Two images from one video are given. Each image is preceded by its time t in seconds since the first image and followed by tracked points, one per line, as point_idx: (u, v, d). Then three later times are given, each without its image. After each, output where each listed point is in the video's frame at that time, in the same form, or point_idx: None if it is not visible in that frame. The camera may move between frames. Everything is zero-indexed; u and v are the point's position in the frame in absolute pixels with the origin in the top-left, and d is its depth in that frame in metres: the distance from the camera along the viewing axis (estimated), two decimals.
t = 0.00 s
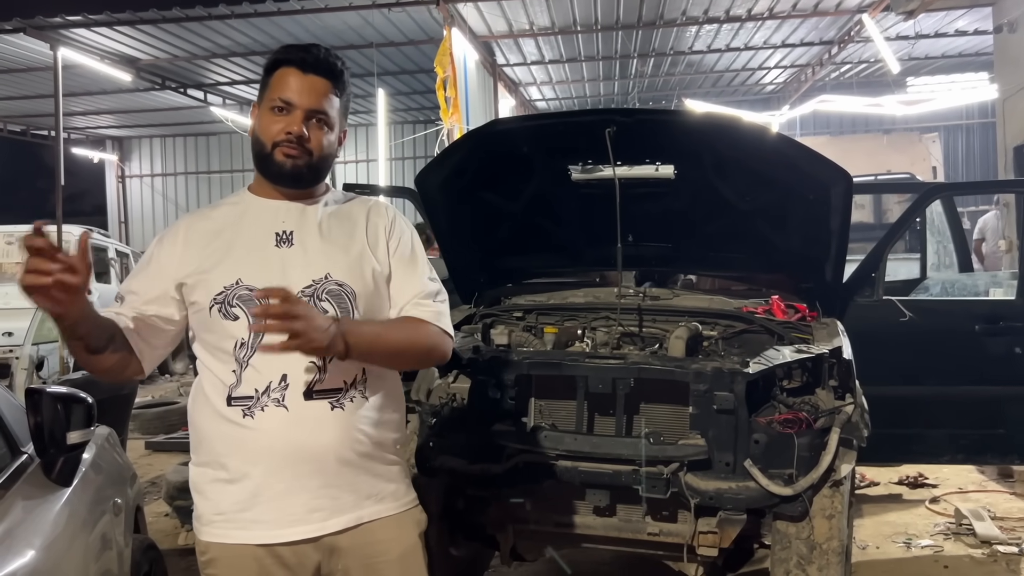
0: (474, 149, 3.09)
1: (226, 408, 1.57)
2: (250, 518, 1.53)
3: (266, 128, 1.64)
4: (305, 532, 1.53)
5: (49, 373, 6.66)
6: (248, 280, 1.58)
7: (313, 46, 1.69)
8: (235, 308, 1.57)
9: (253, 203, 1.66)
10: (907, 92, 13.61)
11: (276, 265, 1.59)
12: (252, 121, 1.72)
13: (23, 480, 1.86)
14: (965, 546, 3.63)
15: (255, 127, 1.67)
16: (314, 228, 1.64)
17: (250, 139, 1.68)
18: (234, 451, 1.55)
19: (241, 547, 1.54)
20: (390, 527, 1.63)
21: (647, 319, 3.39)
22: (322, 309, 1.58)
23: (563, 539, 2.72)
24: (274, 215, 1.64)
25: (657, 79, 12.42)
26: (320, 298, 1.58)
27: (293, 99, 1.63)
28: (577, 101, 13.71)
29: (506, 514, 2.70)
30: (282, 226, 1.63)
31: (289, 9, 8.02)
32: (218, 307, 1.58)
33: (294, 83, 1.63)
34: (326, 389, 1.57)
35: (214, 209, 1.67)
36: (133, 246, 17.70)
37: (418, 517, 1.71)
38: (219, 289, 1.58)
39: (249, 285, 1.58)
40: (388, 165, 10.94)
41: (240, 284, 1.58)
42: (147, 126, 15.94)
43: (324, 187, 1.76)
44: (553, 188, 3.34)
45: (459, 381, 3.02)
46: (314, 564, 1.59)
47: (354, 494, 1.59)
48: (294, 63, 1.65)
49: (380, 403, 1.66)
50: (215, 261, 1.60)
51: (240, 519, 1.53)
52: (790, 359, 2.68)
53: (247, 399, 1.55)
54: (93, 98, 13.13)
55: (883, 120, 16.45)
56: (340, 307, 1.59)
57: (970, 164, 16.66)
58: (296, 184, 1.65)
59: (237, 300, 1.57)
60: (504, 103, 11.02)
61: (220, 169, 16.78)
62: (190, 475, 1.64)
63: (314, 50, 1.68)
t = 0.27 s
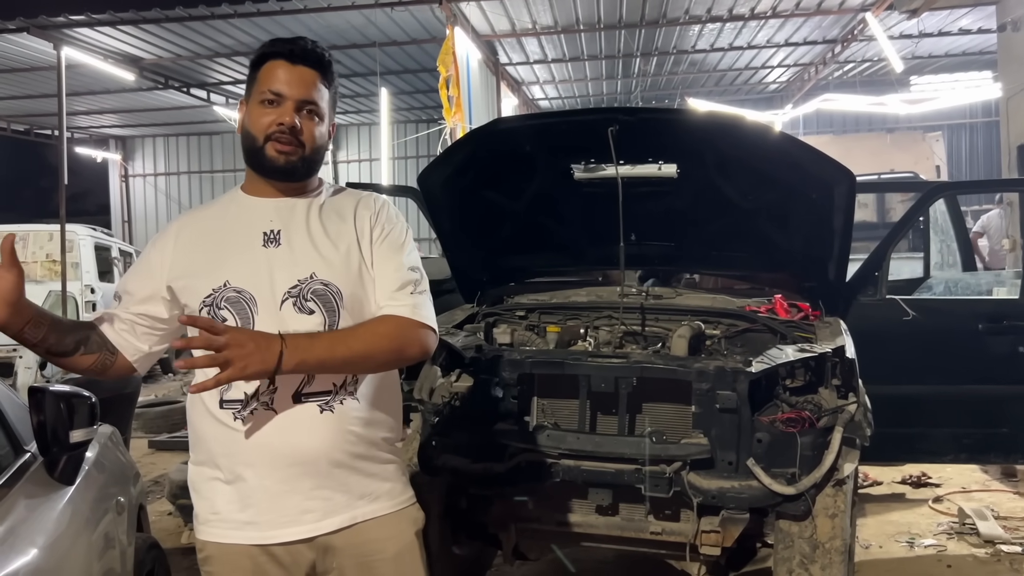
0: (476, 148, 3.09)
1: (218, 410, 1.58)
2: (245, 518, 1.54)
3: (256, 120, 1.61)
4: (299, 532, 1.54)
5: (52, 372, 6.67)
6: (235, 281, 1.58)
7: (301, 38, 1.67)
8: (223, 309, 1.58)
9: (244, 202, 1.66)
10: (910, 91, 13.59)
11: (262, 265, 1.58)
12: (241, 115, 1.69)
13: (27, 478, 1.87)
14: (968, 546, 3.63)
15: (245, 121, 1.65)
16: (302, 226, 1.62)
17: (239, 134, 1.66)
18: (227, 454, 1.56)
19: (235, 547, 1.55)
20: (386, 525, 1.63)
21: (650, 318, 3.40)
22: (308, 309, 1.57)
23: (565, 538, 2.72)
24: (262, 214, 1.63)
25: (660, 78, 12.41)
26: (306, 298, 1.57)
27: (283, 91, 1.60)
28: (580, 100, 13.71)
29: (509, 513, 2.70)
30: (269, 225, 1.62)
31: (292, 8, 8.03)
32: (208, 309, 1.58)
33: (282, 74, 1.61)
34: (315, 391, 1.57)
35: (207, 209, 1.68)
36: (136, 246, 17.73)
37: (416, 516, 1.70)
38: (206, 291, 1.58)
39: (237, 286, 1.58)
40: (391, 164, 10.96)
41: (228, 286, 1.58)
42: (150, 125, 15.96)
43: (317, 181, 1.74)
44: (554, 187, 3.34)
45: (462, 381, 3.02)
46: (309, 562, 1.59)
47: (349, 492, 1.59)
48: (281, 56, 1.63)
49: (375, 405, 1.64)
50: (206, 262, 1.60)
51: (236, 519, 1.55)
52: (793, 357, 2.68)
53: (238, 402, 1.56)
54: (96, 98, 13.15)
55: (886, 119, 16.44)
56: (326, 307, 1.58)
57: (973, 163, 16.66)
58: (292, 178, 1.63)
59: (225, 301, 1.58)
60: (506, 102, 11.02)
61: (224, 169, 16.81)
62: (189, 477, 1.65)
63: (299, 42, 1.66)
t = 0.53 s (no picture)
0: (480, 147, 3.09)
1: (223, 410, 1.58)
2: (250, 515, 1.55)
3: (251, 124, 1.62)
4: (305, 528, 1.54)
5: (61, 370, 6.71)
6: (239, 280, 1.58)
7: (294, 39, 1.68)
8: (226, 309, 1.57)
9: (244, 201, 1.66)
10: (917, 89, 13.55)
11: (266, 264, 1.59)
12: (235, 119, 1.70)
13: (37, 475, 1.88)
14: (976, 545, 3.62)
15: (240, 125, 1.66)
16: (304, 224, 1.63)
17: (234, 137, 1.67)
18: (232, 452, 1.56)
19: (244, 544, 1.55)
20: (387, 519, 1.64)
21: (656, 317, 3.40)
22: (314, 306, 1.57)
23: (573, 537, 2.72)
24: (263, 214, 1.64)
25: (666, 77, 12.40)
26: (311, 295, 1.58)
27: (279, 95, 1.62)
28: (585, 99, 13.70)
29: (517, 511, 2.72)
30: (271, 224, 1.63)
31: (299, 8, 8.05)
32: (211, 308, 1.57)
33: (278, 77, 1.63)
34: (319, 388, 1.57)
35: (206, 209, 1.68)
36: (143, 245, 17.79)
37: (418, 508, 1.72)
38: (208, 291, 1.57)
39: (240, 284, 1.57)
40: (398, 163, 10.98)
41: (231, 284, 1.58)
42: (156, 125, 16.01)
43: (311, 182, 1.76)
44: (560, 185, 3.33)
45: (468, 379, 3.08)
46: (315, 558, 1.59)
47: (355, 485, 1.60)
48: (276, 59, 1.64)
49: (374, 402, 1.66)
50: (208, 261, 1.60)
51: (242, 516, 1.55)
52: (800, 356, 2.68)
53: (243, 401, 1.56)
54: (104, 97, 13.20)
55: (893, 118, 16.40)
56: (331, 303, 1.58)
57: (981, 162, 16.61)
58: (289, 180, 1.65)
59: (228, 300, 1.57)
60: (513, 101, 11.03)
61: (230, 168, 16.86)
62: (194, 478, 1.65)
63: (294, 44, 1.67)
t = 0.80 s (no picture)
0: (486, 147, 3.09)
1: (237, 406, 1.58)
2: (268, 512, 1.56)
3: (264, 125, 1.64)
4: (321, 524, 1.57)
5: (65, 369, 6.72)
6: (260, 277, 1.59)
7: (306, 40, 1.68)
8: (247, 305, 1.57)
9: (259, 200, 1.67)
10: (921, 89, 13.51)
11: (288, 262, 1.61)
12: (248, 117, 1.71)
13: (41, 474, 1.88)
14: (980, 545, 3.61)
15: (252, 124, 1.67)
16: (323, 226, 1.68)
17: (247, 134, 1.68)
18: (249, 449, 1.58)
19: (260, 542, 1.55)
20: (400, 511, 1.69)
21: (661, 316, 3.40)
22: (336, 304, 1.61)
23: (576, 535, 2.72)
24: (281, 212, 1.66)
25: (670, 76, 12.38)
26: (333, 293, 1.62)
27: (292, 97, 1.63)
28: (588, 99, 13.70)
29: (520, 510, 2.72)
30: (290, 222, 1.65)
31: (303, 7, 8.05)
32: (231, 304, 1.57)
33: (290, 79, 1.63)
34: (339, 385, 1.61)
35: (218, 205, 1.67)
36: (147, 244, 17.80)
37: (425, 498, 1.78)
38: (232, 286, 1.57)
39: (262, 282, 1.59)
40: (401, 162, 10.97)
41: (252, 281, 1.58)
42: (160, 124, 16.02)
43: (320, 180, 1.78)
44: (565, 184, 3.33)
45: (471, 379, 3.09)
46: (331, 553, 1.62)
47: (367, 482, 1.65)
48: (290, 60, 1.64)
49: (388, 398, 1.74)
50: (226, 257, 1.59)
51: (258, 514, 1.56)
52: (804, 356, 2.68)
53: (262, 398, 1.57)
54: (108, 96, 13.21)
55: (896, 117, 16.37)
56: (353, 301, 1.63)
57: (985, 162, 16.57)
58: (300, 180, 1.67)
59: (249, 297, 1.57)
60: (516, 100, 11.04)
61: (234, 167, 16.88)
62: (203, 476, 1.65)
63: (308, 45, 1.67)
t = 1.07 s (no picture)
0: (490, 145, 3.09)
1: (258, 402, 1.58)
2: (283, 508, 1.56)
3: (289, 130, 1.65)
4: (337, 519, 1.59)
5: (69, 367, 6.73)
6: (290, 274, 1.59)
7: (325, 42, 1.68)
8: (276, 301, 1.57)
9: (286, 199, 1.68)
10: (925, 88, 13.50)
11: (316, 261, 1.62)
12: (272, 123, 1.72)
13: (45, 472, 1.88)
14: (983, 545, 3.61)
15: (276, 130, 1.68)
16: (347, 228, 1.70)
17: (272, 140, 1.69)
18: (264, 443, 1.57)
19: (275, 536, 1.56)
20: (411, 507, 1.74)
21: (663, 316, 3.40)
22: (360, 305, 1.63)
23: (579, 535, 2.72)
24: (309, 213, 1.67)
25: (673, 75, 12.37)
26: (358, 295, 1.64)
27: (313, 101, 1.63)
28: (591, 98, 13.68)
29: (522, 508, 2.73)
30: (317, 223, 1.66)
31: (306, 6, 8.05)
32: (259, 299, 1.56)
33: (312, 83, 1.63)
34: (360, 384, 1.64)
35: (246, 200, 1.65)
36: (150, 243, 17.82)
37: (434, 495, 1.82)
38: (271, 278, 1.57)
39: (291, 279, 1.58)
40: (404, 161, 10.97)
41: (282, 278, 1.58)
42: (163, 123, 16.03)
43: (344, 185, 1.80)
44: (569, 183, 3.33)
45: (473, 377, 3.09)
46: (345, 548, 1.64)
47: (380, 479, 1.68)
48: (310, 64, 1.65)
49: (400, 399, 1.76)
50: (256, 252, 1.58)
51: (272, 509, 1.55)
52: (807, 355, 2.68)
53: (284, 394, 1.58)
54: (111, 95, 13.22)
55: (900, 117, 16.33)
56: (376, 303, 1.66)
57: (989, 161, 16.54)
58: (325, 183, 1.69)
59: (279, 294, 1.57)
60: (518, 100, 11.03)
61: (237, 166, 16.91)
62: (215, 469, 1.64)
63: (326, 48, 1.67)
